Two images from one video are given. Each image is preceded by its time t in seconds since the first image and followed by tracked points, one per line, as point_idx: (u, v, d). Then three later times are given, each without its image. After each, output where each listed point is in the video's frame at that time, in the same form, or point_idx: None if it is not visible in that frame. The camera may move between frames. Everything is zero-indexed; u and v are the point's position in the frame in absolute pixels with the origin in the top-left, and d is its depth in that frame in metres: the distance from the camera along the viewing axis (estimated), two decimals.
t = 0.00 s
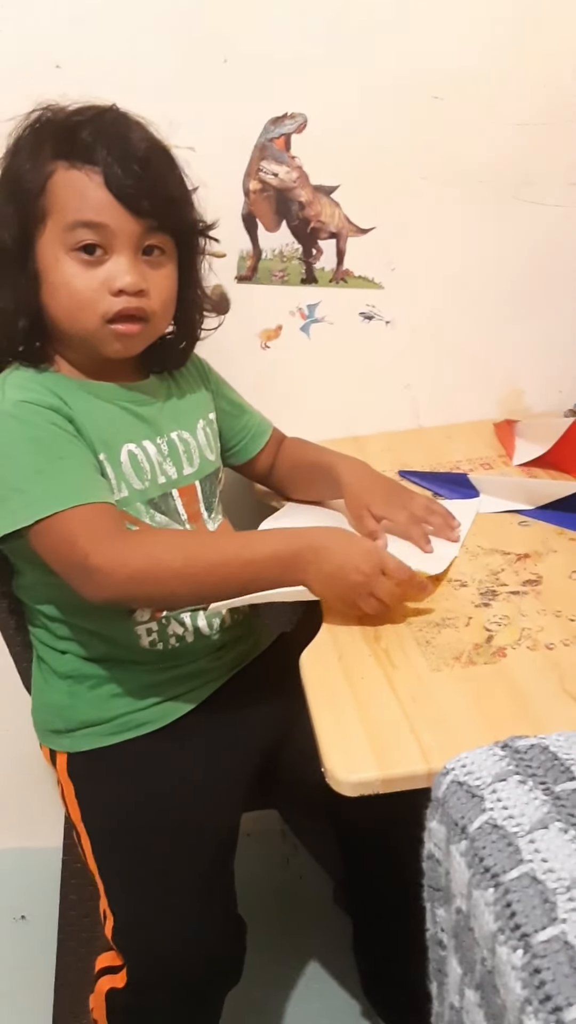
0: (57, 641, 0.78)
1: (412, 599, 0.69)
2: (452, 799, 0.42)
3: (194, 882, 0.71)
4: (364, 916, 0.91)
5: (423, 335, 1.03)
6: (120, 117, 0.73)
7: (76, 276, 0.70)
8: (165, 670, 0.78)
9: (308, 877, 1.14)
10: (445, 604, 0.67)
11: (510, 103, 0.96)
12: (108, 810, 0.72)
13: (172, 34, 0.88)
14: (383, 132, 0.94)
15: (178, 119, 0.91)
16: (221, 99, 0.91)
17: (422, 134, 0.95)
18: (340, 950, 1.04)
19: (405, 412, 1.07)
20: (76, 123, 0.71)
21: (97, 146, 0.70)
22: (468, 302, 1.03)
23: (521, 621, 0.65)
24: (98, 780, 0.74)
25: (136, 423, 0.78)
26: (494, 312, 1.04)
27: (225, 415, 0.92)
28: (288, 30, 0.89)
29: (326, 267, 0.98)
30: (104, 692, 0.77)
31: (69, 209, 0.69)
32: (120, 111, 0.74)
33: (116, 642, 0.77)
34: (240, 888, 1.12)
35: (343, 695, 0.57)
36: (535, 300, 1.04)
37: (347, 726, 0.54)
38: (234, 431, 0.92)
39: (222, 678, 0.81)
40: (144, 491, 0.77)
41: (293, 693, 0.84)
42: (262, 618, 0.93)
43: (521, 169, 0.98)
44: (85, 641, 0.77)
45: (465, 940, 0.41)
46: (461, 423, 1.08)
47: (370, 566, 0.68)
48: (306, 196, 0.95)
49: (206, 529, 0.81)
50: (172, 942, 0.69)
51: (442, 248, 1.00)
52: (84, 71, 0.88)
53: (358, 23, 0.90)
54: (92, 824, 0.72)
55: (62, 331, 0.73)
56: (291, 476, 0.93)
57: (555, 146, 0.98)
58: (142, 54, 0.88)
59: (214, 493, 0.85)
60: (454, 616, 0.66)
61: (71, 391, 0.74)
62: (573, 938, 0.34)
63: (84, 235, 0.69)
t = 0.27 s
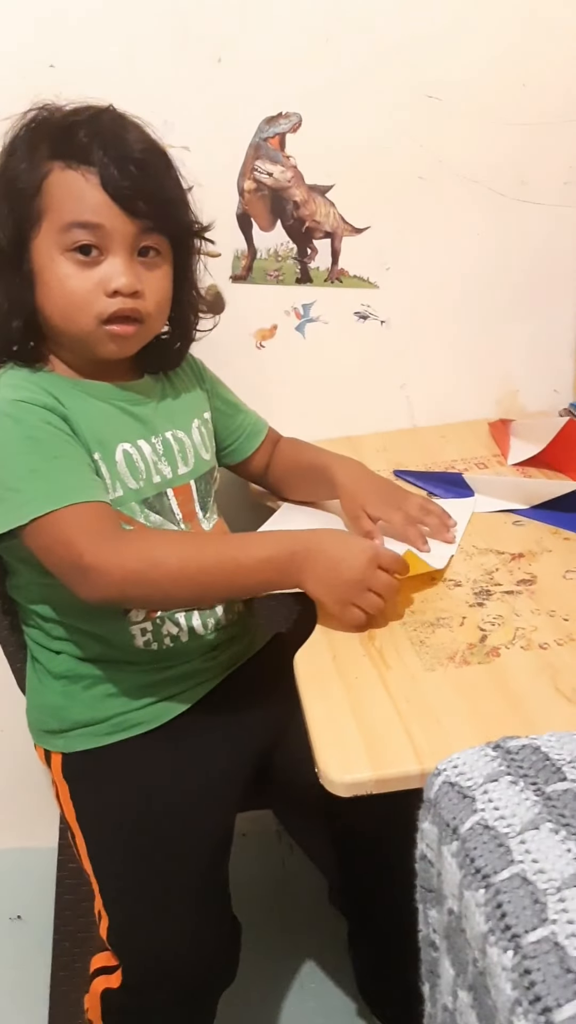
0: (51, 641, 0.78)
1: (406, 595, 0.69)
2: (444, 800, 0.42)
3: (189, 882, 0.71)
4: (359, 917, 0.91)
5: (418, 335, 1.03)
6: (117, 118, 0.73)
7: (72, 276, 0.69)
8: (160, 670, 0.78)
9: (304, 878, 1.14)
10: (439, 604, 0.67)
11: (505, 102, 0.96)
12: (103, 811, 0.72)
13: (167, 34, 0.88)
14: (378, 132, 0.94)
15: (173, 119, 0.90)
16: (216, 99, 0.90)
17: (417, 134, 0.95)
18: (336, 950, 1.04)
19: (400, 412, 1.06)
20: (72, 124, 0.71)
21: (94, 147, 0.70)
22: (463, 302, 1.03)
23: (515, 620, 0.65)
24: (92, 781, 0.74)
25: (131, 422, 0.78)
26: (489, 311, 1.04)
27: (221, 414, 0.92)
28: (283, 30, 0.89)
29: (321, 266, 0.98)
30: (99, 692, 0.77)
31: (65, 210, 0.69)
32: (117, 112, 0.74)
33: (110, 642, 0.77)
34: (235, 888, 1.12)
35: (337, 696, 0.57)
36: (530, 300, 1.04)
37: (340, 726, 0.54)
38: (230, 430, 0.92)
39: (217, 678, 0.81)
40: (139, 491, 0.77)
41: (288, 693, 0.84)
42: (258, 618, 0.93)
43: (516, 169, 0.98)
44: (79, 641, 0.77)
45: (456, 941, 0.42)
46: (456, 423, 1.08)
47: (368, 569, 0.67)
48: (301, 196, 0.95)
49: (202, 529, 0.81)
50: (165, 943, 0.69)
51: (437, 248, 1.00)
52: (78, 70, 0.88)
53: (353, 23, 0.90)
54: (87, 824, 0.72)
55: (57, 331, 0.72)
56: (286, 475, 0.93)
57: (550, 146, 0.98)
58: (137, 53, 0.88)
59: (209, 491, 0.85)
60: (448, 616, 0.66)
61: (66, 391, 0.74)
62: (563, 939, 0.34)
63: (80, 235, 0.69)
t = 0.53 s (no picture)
0: (48, 638, 0.78)
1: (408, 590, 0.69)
2: (442, 797, 0.42)
3: (185, 878, 0.71)
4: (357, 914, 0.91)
5: (415, 332, 1.03)
6: (115, 115, 0.73)
7: (69, 275, 0.69)
8: (157, 667, 0.78)
9: (301, 875, 1.14)
10: (437, 601, 0.67)
11: (503, 100, 0.96)
12: (101, 808, 0.72)
13: (163, 31, 0.88)
14: (375, 129, 0.94)
15: (170, 116, 0.90)
16: (213, 96, 0.90)
17: (415, 131, 0.95)
18: (333, 948, 1.04)
19: (397, 410, 1.06)
20: (70, 121, 0.71)
21: (91, 145, 0.70)
22: (460, 299, 1.03)
23: (513, 618, 0.65)
24: (90, 779, 0.74)
25: (128, 419, 0.78)
26: (486, 309, 1.04)
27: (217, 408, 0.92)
28: (279, 28, 0.89)
29: (318, 263, 0.98)
30: (96, 689, 0.77)
31: (61, 208, 0.69)
32: (115, 109, 0.74)
33: (107, 640, 0.77)
34: (232, 885, 1.12)
35: (335, 692, 0.57)
36: (527, 297, 1.04)
37: (339, 723, 0.53)
38: (228, 422, 0.92)
39: (214, 674, 0.81)
40: (136, 489, 0.77)
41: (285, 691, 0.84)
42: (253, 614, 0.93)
43: (513, 167, 0.98)
44: (76, 638, 0.77)
45: (455, 937, 0.42)
46: (453, 420, 1.08)
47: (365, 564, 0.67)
48: (298, 193, 0.95)
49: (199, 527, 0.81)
50: (162, 938, 0.70)
51: (434, 245, 1.00)
52: (75, 67, 0.88)
53: (350, 20, 0.90)
54: (84, 821, 0.72)
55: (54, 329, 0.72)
56: (284, 470, 0.93)
57: (548, 143, 0.98)
58: (134, 50, 0.88)
59: (206, 488, 0.85)
60: (446, 613, 0.66)
61: (64, 388, 0.74)
62: (562, 936, 0.34)
63: (77, 234, 0.69)
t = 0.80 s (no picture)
0: (46, 635, 0.78)
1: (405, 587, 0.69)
2: (441, 792, 0.42)
3: (182, 874, 0.71)
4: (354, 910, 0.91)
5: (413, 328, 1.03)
6: (109, 108, 0.73)
7: (64, 268, 0.69)
8: (155, 664, 0.78)
9: (299, 872, 1.14)
10: (435, 597, 0.67)
11: (500, 95, 0.95)
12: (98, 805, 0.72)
13: (159, 25, 0.87)
14: (372, 125, 0.94)
15: (167, 111, 0.90)
16: (210, 90, 0.90)
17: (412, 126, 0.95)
18: (331, 945, 1.04)
19: (394, 406, 1.06)
20: (63, 114, 0.71)
21: (85, 137, 0.70)
22: (457, 295, 1.03)
23: (511, 613, 0.64)
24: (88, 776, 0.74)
25: (127, 416, 0.78)
26: (483, 305, 1.04)
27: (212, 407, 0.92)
28: (276, 22, 0.89)
29: (315, 259, 0.97)
30: (94, 686, 0.76)
31: (56, 202, 0.68)
32: (109, 102, 0.74)
33: (104, 636, 0.76)
34: (230, 882, 1.12)
35: (334, 689, 0.56)
36: (524, 293, 1.04)
37: (337, 720, 0.53)
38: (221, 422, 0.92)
39: (212, 670, 0.81)
40: (137, 485, 0.77)
41: (282, 687, 0.84)
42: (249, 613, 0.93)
43: (511, 162, 0.98)
44: (74, 635, 0.77)
45: (454, 932, 0.41)
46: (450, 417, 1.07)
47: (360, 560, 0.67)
48: (295, 188, 0.94)
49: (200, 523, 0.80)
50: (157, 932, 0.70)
51: (432, 241, 1.00)
52: (71, 62, 0.87)
53: (347, 15, 0.90)
54: (82, 819, 0.72)
55: (50, 324, 0.72)
56: (280, 467, 0.92)
57: (545, 138, 0.98)
58: (130, 45, 0.87)
59: (205, 485, 0.85)
60: (444, 608, 0.65)
61: (63, 386, 0.74)
62: (562, 930, 0.34)
63: (72, 226, 0.69)
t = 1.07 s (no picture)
0: (41, 634, 0.77)
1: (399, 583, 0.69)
2: (437, 791, 0.42)
3: (179, 875, 0.71)
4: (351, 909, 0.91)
5: (408, 325, 1.03)
6: (101, 106, 0.73)
7: (59, 267, 0.69)
8: (152, 663, 0.78)
9: (295, 870, 1.13)
10: (431, 595, 0.67)
11: (495, 92, 0.95)
12: (95, 805, 0.72)
13: (153, 22, 0.87)
14: (367, 122, 0.94)
15: (161, 108, 0.90)
16: (205, 87, 0.90)
17: (407, 123, 0.95)
18: (328, 943, 1.04)
19: (390, 404, 1.06)
20: (55, 113, 0.70)
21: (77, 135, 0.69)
22: (453, 292, 1.03)
23: (507, 612, 0.64)
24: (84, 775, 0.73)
25: (125, 415, 0.78)
26: (478, 302, 1.04)
27: (208, 407, 0.92)
28: (271, 19, 0.89)
29: (311, 256, 0.97)
30: (90, 685, 0.76)
31: (50, 200, 0.68)
32: (102, 100, 0.73)
33: (100, 635, 0.76)
34: (227, 880, 1.12)
35: (331, 687, 0.56)
36: (520, 290, 1.04)
37: (333, 718, 0.53)
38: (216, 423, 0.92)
39: (208, 668, 0.81)
40: (135, 485, 0.76)
41: (279, 686, 0.84)
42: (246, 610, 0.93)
43: (506, 159, 0.98)
44: (69, 633, 0.77)
45: (449, 931, 0.41)
46: (446, 414, 1.07)
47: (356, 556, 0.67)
48: (291, 185, 0.94)
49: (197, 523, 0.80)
50: (154, 934, 0.70)
51: (427, 238, 1.00)
52: (65, 59, 0.87)
53: (342, 12, 0.90)
54: (78, 818, 0.71)
55: (46, 323, 0.72)
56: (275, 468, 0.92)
57: (541, 135, 0.98)
58: (124, 42, 0.87)
59: (202, 484, 0.85)
60: (440, 607, 0.65)
61: (62, 385, 0.74)
62: (557, 929, 0.34)
63: (66, 225, 0.68)
